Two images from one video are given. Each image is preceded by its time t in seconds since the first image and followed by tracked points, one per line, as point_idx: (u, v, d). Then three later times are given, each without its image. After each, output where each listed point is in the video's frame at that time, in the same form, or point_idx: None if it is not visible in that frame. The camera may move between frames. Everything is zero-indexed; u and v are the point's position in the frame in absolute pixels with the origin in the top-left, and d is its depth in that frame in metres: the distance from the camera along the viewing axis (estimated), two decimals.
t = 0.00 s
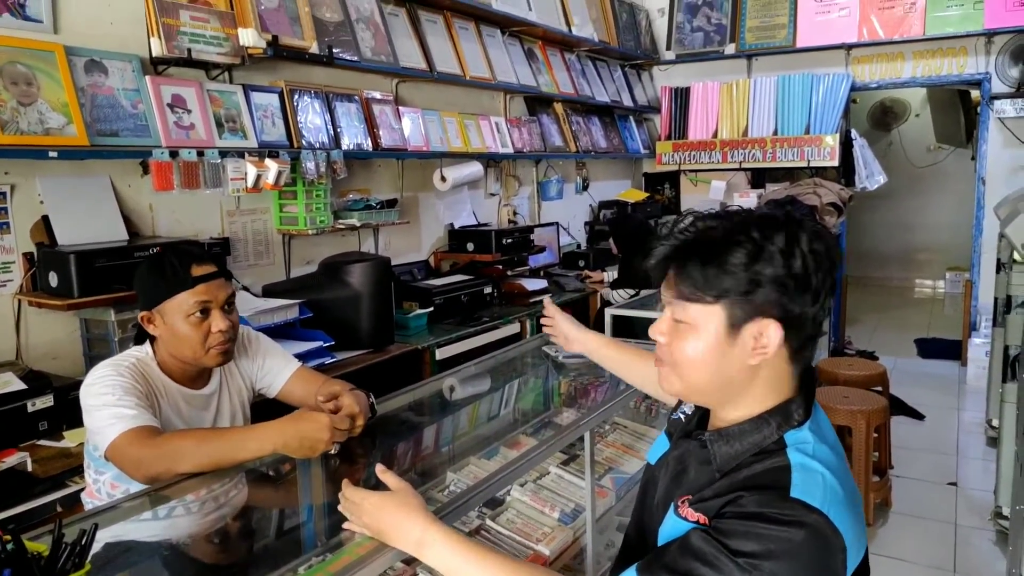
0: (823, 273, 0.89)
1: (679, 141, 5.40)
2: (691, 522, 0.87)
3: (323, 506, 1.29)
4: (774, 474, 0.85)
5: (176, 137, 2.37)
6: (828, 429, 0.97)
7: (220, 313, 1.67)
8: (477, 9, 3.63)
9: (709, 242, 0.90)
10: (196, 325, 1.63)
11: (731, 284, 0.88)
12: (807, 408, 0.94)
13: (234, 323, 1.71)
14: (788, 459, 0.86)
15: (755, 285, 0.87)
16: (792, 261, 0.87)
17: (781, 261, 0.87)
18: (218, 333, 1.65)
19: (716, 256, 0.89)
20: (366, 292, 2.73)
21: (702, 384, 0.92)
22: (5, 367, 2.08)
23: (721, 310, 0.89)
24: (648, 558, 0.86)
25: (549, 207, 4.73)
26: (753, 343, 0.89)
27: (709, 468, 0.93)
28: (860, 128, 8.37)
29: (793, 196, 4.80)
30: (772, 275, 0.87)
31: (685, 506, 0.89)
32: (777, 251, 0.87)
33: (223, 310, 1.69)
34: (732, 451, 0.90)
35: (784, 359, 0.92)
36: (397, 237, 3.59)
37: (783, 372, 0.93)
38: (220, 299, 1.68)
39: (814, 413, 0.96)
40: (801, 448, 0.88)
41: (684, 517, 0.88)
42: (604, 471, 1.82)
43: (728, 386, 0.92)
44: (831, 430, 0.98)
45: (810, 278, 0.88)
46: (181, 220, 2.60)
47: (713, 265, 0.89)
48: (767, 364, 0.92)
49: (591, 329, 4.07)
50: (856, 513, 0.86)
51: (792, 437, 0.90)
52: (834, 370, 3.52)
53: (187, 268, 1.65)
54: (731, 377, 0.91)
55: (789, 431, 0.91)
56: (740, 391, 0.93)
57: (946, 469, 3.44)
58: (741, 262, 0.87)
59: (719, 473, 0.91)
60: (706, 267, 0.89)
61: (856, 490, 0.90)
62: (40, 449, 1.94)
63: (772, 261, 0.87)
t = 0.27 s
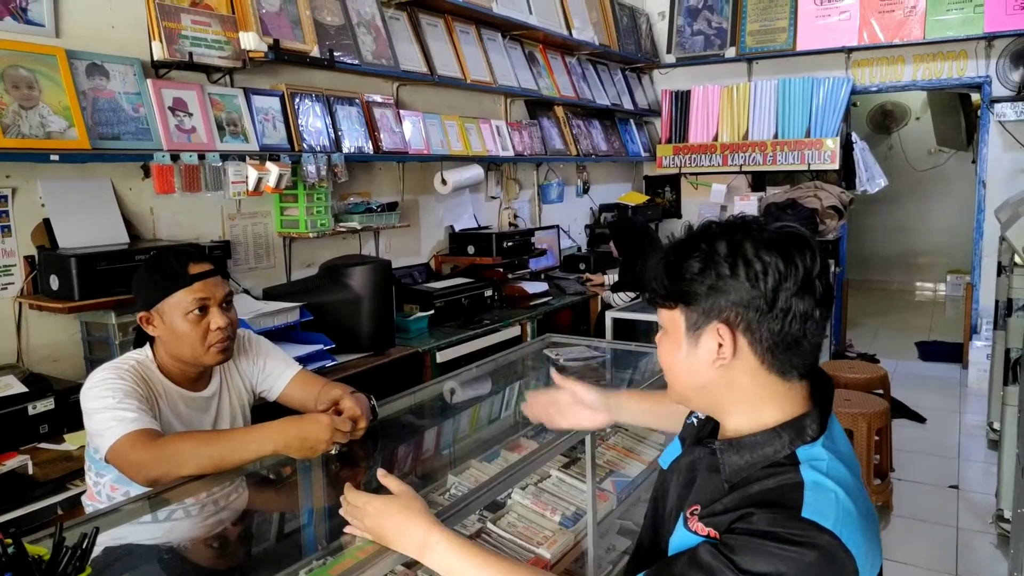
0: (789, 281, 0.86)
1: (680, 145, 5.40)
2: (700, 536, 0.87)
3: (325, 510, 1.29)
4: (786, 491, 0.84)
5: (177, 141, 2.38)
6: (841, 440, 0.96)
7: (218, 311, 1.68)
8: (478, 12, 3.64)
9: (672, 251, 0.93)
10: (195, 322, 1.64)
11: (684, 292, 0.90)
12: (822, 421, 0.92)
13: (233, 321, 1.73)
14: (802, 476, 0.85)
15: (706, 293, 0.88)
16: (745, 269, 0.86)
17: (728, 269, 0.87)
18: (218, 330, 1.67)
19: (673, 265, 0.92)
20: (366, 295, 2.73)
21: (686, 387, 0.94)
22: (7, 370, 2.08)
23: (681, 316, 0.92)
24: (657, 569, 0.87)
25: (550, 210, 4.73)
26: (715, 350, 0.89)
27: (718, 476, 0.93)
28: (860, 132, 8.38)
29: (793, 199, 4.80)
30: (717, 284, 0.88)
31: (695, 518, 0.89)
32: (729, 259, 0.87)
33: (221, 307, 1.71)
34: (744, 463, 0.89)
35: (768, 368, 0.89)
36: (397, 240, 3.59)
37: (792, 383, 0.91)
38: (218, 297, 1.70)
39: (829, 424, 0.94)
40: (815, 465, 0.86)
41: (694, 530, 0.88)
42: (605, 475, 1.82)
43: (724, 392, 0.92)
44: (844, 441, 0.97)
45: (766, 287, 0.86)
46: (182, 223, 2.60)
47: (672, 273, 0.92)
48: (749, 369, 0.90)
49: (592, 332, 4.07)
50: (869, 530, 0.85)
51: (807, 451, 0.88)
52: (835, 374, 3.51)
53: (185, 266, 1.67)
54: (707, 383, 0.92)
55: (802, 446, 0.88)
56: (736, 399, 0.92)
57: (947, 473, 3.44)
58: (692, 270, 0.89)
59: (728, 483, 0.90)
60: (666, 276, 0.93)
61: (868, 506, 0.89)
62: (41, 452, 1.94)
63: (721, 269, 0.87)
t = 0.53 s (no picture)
0: (761, 285, 0.85)
1: (682, 146, 5.40)
2: (695, 542, 0.88)
3: (325, 512, 1.30)
4: (778, 496, 0.84)
5: (179, 145, 2.39)
6: (845, 446, 0.94)
7: (218, 312, 1.69)
8: (479, 15, 3.65)
9: (653, 262, 0.94)
10: (196, 324, 1.64)
11: (662, 302, 0.91)
12: (821, 425, 0.91)
13: (233, 323, 1.74)
14: (795, 481, 0.85)
15: (683, 302, 0.89)
16: (715, 276, 0.86)
17: (697, 276, 0.87)
18: (218, 332, 1.67)
19: (652, 276, 0.93)
20: (368, 297, 2.73)
21: (677, 394, 0.95)
22: (10, 373, 2.09)
23: (664, 326, 0.93)
24: None
25: (552, 212, 4.73)
26: (699, 358, 0.89)
27: (717, 481, 0.94)
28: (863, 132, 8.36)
29: (796, 200, 4.80)
30: (688, 291, 0.88)
31: (691, 525, 0.90)
32: (700, 267, 0.88)
33: (222, 309, 1.71)
34: (740, 467, 0.90)
35: (755, 373, 0.89)
36: (400, 243, 3.60)
37: (788, 386, 0.91)
38: (218, 299, 1.70)
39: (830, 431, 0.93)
40: (809, 470, 0.86)
41: (689, 536, 0.89)
42: (607, 477, 1.81)
43: (714, 398, 0.92)
44: (848, 447, 0.95)
45: (737, 292, 0.85)
46: (184, 226, 2.61)
47: (650, 284, 0.93)
48: (738, 376, 0.90)
49: (595, 334, 4.07)
50: (867, 536, 0.84)
51: (803, 456, 0.88)
52: (838, 375, 3.50)
53: (185, 268, 1.67)
54: (698, 391, 0.92)
55: (799, 450, 0.88)
56: (728, 403, 0.92)
57: (951, 474, 3.43)
58: (669, 280, 0.90)
59: (725, 489, 0.91)
60: (646, 287, 0.94)
61: (868, 513, 0.88)
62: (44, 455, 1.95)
63: (694, 277, 0.88)
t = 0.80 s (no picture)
0: (783, 283, 0.85)
1: (686, 149, 5.39)
2: (698, 551, 0.87)
3: (324, 513, 1.29)
4: (782, 507, 0.82)
5: (182, 146, 2.40)
6: (849, 455, 0.93)
7: (219, 311, 1.69)
8: (483, 18, 3.65)
9: (658, 270, 0.91)
10: (196, 323, 1.64)
11: (678, 310, 0.87)
12: (824, 433, 0.90)
13: (234, 322, 1.74)
14: (798, 491, 0.83)
15: (704, 307, 0.86)
16: (737, 276, 0.85)
17: (719, 279, 0.85)
18: (219, 330, 1.67)
19: (662, 283, 0.89)
20: (370, 299, 2.73)
21: (686, 410, 0.92)
22: (12, 372, 2.09)
23: (676, 337, 0.89)
24: None
25: (555, 215, 4.73)
26: (719, 365, 0.87)
27: (719, 490, 0.94)
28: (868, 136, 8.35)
29: (800, 204, 4.79)
30: (711, 295, 0.85)
31: (694, 533, 0.89)
32: (720, 268, 0.86)
33: (222, 308, 1.71)
34: (744, 477, 0.89)
35: (774, 377, 0.88)
36: (403, 244, 3.59)
37: (794, 390, 0.90)
38: (218, 298, 1.71)
39: (834, 439, 0.92)
40: (813, 480, 0.85)
41: (691, 544, 0.89)
42: (609, 480, 1.80)
43: (728, 407, 0.90)
44: (853, 454, 0.94)
45: (761, 292, 0.84)
46: (187, 227, 2.61)
47: (660, 293, 0.89)
48: (755, 381, 0.88)
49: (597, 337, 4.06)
50: (873, 548, 0.82)
51: (806, 466, 0.86)
52: (842, 379, 3.49)
53: (185, 267, 1.68)
54: (711, 402, 0.89)
55: (802, 459, 0.87)
56: (741, 411, 0.90)
57: (955, 479, 3.41)
58: (683, 286, 0.87)
59: (728, 499, 0.91)
60: (654, 296, 0.90)
61: (873, 523, 0.86)
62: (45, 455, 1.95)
63: (714, 280, 0.85)
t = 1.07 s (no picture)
0: (787, 284, 0.87)
1: (687, 147, 5.39)
2: (687, 555, 0.87)
3: (326, 510, 1.29)
4: (771, 513, 0.81)
5: (183, 142, 2.39)
6: (842, 456, 0.91)
7: (223, 306, 1.69)
8: (484, 14, 3.64)
9: (662, 272, 0.89)
10: (200, 319, 1.64)
11: (687, 313, 0.86)
12: (814, 433, 0.89)
13: (238, 317, 1.73)
14: (788, 497, 0.82)
15: (717, 310, 0.85)
16: (747, 277, 0.85)
17: (735, 281, 0.85)
18: (223, 325, 1.67)
19: (670, 287, 0.87)
20: (372, 296, 2.73)
21: (684, 418, 0.90)
22: (13, 370, 2.09)
23: (684, 342, 0.87)
24: None
25: (556, 212, 4.72)
26: (728, 368, 0.86)
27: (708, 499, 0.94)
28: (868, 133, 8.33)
29: (801, 202, 4.78)
30: (727, 298, 0.84)
31: (684, 537, 0.89)
32: (732, 270, 0.85)
33: (226, 303, 1.71)
34: (735, 480, 0.89)
35: (776, 379, 0.89)
36: (404, 242, 3.59)
37: (789, 393, 0.91)
38: (221, 293, 1.71)
39: (826, 440, 0.91)
40: (803, 484, 0.83)
41: (681, 549, 0.89)
42: (610, 478, 1.80)
43: (730, 411, 0.89)
44: (846, 455, 0.92)
45: (774, 293, 0.85)
46: (188, 224, 2.61)
47: (669, 296, 0.87)
48: (759, 384, 0.88)
49: (598, 334, 4.06)
50: (866, 554, 0.80)
51: (797, 471, 0.85)
52: (843, 377, 3.48)
53: (187, 262, 1.68)
54: (717, 407, 0.88)
55: (792, 462, 0.87)
56: (738, 415, 0.89)
57: (956, 477, 3.41)
58: (692, 288, 0.86)
59: (719, 503, 0.91)
60: (660, 300, 0.88)
61: (866, 528, 0.84)
62: (46, 452, 1.94)
63: (725, 281, 0.85)
